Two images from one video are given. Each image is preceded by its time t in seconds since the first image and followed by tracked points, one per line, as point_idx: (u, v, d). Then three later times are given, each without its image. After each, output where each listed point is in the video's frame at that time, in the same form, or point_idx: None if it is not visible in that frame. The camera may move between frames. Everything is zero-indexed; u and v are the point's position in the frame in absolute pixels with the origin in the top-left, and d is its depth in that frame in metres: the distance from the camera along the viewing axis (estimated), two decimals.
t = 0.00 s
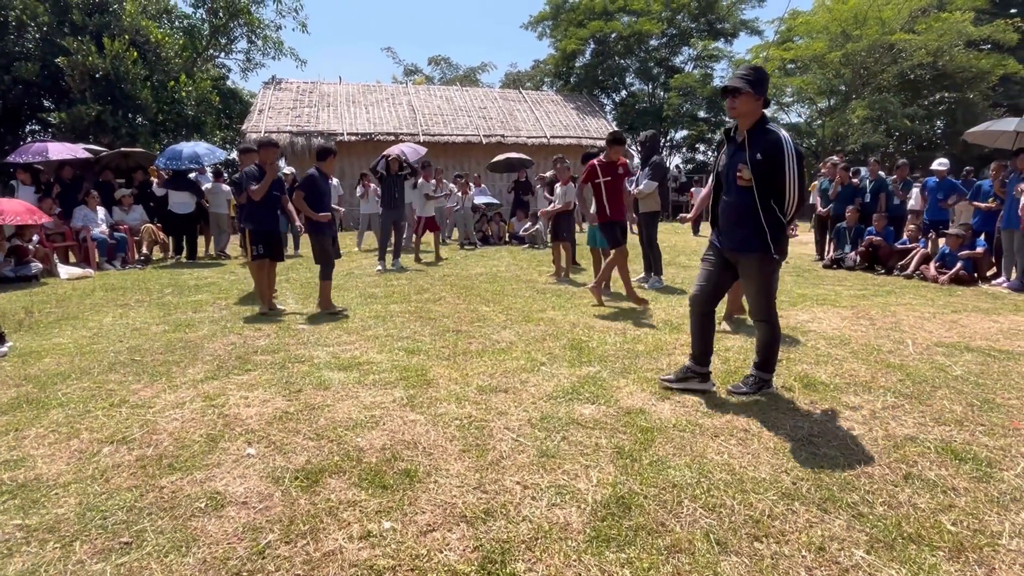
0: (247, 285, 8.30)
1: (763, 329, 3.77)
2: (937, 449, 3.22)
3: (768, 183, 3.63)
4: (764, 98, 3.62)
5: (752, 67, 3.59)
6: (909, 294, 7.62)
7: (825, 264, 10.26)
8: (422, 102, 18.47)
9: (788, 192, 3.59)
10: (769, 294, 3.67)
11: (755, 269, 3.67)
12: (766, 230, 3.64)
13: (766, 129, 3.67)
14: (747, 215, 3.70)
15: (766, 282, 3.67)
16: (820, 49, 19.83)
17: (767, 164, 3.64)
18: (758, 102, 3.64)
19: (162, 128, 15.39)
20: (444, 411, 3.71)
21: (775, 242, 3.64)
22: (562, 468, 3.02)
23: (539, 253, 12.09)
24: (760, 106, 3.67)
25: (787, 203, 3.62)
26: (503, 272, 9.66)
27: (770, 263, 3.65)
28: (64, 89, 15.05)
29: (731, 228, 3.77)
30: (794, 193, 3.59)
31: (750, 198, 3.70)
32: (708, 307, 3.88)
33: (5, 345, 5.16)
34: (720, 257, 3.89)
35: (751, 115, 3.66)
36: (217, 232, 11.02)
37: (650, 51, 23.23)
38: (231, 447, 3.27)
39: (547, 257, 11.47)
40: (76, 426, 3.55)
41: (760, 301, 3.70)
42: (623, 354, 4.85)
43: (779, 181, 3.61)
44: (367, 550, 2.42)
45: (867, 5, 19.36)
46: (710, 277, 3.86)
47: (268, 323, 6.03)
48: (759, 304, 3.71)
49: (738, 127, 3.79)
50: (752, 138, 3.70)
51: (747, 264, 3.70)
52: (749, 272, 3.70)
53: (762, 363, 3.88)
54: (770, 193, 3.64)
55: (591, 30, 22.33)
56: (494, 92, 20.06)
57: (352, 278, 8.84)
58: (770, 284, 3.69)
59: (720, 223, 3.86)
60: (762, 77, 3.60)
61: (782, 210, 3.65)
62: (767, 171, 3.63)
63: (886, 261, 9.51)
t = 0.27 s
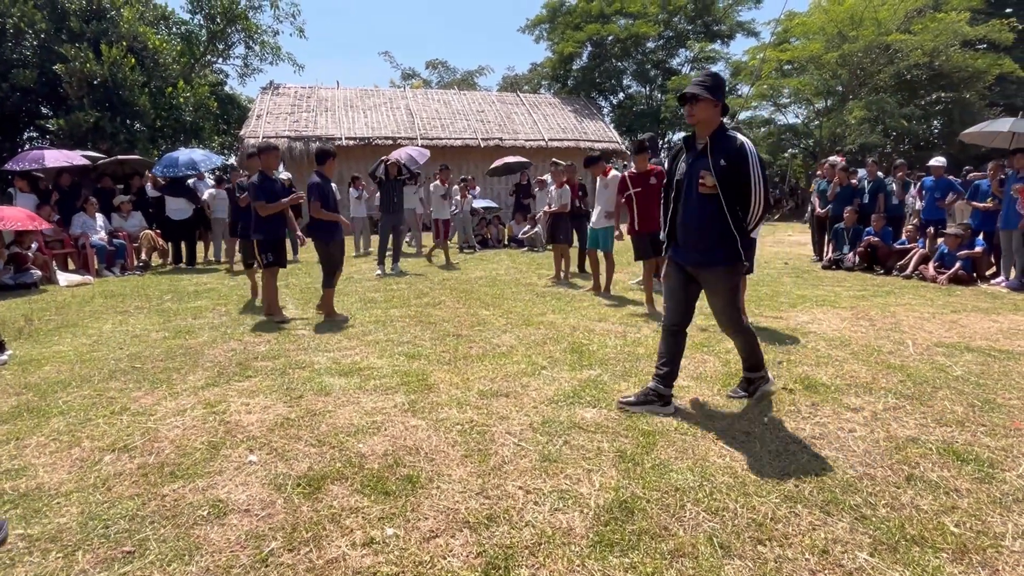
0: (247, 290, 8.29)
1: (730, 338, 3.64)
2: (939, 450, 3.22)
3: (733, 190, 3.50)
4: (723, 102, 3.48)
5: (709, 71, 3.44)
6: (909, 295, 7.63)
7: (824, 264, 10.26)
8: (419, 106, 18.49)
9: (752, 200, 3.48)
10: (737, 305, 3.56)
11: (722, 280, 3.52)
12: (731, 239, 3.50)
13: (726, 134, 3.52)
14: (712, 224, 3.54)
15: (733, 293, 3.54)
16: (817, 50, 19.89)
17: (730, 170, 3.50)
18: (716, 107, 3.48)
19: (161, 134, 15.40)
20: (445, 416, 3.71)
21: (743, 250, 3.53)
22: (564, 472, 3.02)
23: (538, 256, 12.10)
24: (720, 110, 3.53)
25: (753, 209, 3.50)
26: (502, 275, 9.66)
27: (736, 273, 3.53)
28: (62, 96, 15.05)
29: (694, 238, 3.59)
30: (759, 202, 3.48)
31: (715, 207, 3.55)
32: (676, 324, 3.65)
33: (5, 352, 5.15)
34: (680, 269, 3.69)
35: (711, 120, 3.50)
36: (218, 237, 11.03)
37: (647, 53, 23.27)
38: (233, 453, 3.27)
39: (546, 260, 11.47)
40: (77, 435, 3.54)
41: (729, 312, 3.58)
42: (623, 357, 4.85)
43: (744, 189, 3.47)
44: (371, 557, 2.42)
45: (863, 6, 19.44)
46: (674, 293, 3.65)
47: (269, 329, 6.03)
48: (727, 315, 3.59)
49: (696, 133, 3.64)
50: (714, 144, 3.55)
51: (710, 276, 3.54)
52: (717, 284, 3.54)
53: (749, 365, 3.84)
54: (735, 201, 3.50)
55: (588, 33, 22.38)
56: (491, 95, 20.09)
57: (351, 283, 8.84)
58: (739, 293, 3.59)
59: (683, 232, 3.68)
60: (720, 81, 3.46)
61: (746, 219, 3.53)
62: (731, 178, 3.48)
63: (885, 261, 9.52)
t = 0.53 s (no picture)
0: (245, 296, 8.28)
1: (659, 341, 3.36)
2: (939, 450, 3.22)
3: (692, 187, 3.41)
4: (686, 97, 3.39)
5: (672, 65, 3.36)
6: (906, 295, 7.65)
7: (821, 265, 10.29)
8: (416, 110, 18.50)
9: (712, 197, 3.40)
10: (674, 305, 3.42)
11: (666, 278, 3.38)
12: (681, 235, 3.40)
13: (685, 130, 3.44)
14: (666, 220, 3.43)
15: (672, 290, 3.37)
16: (811, 52, 19.98)
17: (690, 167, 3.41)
18: (678, 101, 3.39)
19: (157, 140, 15.39)
20: (445, 421, 3.70)
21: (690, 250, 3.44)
22: (564, 476, 3.02)
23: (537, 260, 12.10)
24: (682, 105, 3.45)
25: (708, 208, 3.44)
26: (500, 279, 9.66)
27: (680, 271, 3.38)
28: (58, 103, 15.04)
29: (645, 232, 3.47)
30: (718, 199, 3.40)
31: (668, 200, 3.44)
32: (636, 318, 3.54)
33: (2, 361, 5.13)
34: (633, 267, 3.62)
35: (669, 115, 3.41)
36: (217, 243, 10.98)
37: (642, 56, 23.34)
38: (232, 460, 3.25)
39: (544, 264, 11.47)
40: (75, 443, 3.52)
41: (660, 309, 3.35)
42: (622, 360, 4.85)
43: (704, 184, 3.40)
44: (371, 563, 2.41)
45: (857, 8, 19.54)
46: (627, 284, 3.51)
47: (267, 334, 6.01)
48: (657, 312, 3.35)
49: (655, 128, 3.54)
50: (674, 138, 3.45)
51: (654, 270, 3.41)
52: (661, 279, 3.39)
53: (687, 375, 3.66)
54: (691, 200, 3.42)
55: (583, 37, 22.44)
56: (487, 99, 20.11)
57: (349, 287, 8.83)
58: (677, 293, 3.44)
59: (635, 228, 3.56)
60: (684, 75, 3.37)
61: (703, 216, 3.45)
62: (689, 175, 3.41)
63: (882, 262, 9.57)
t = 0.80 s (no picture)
0: (242, 302, 8.25)
1: (608, 356, 3.22)
2: (937, 451, 3.23)
3: (653, 195, 3.33)
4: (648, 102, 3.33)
5: (635, 70, 3.29)
6: (903, 296, 7.67)
7: (818, 267, 10.32)
8: (412, 115, 18.52)
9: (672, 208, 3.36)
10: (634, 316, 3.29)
11: (626, 287, 3.26)
12: (642, 244, 3.33)
13: (648, 137, 3.37)
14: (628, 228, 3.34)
15: (629, 301, 3.26)
16: (805, 54, 20.07)
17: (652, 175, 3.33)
18: (638, 106, 3.31)
19: (153, 146, 15.37)
20: (444, 426, 3.70)
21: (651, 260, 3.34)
22: (564, 480, 3.02)
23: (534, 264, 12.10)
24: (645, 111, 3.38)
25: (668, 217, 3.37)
26: (498, 283, 9.65)
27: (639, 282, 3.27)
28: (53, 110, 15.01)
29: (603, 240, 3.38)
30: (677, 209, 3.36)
31: (627, 209, 3.36)
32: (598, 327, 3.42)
33: None
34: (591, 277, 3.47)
35: (630, 120, 3.31)
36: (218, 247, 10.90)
37: (638, 60, 23.41)
38: (230, 468, 3.24)
39: (541, 268, 11.47)
40: (71, 452, 3.50)
41: (616, 320, 3.24)
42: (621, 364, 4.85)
43: (664, 193, 3.33)
44: (371, 571, 2.40)
45: (850, 11, 19.64)
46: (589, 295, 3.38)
47: (264, 341, 6.00)
48: (613, 323, 3.24)
49: (617, 133, 3.44)
50: (635, 144, 3.37)
51: (613, 279, 3.29)
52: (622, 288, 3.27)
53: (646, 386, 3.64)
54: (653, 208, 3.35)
55: (579, 41, 22.50)
56: (483, 103, 20.14)
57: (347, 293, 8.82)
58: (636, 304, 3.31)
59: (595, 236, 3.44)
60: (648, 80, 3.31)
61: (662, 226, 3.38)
62: (652, 183, 3.32)
63: (878, 263, 9.60)
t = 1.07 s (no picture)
0: (237, 308, 8.22)
1: (573, 371, 3.18)
2: (934, 452, 3.22)
3: (599, 199, 3.13)
4: (599, 100, 3.18)
5: (588, 69, 3.18)
6: (898, 297, 7.69)
7: (813, 269, 10.33)
8: (408, 120, 18.52)
9: (620, 212, 3.11)
10: (583, 327, 3.14)
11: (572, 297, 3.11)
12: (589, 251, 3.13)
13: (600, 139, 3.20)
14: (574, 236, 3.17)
15: (578, 313, 3.12)
16: (799, 57, 20.17)
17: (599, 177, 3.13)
18: (594, 108, 3.20)
19: (148, 152, 15.34)
20: (441, 431, 3.68)
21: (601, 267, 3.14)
22: (562, 485, 3.00)
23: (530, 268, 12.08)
24: (602, 111, 3.24)
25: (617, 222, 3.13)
26: (494, 287, 9.64)
27: (588, 294, 3.12)
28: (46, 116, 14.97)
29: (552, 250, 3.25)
30: (622, 213, 3.10)
31: (574, 216, 3.19)
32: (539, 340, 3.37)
33: None
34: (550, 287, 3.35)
35: (586, 121, 3.21)
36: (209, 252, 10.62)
37: (632, 64, 23.48)
38: (225, 475, 3.22)
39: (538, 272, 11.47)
40: (65, 460, 3.47)
41: (567, 333, 3.15)
42: (618, 367, 4.84)
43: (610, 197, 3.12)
44: None
45: (843, 15, 19.75)
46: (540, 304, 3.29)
47: (259, 346, 5.97)
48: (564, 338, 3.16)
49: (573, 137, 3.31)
50: (585, 146, 3.21)
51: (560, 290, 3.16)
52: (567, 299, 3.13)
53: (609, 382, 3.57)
54: (601, 213, 3.14)
55: (573, 45, 22.56)
56: (479, 108, 20.16)
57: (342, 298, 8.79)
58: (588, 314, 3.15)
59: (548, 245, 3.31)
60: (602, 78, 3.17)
61: (613, 232, 3.16)
62: (598, 187, 3.12)
63: (874, 264, 9.60)
